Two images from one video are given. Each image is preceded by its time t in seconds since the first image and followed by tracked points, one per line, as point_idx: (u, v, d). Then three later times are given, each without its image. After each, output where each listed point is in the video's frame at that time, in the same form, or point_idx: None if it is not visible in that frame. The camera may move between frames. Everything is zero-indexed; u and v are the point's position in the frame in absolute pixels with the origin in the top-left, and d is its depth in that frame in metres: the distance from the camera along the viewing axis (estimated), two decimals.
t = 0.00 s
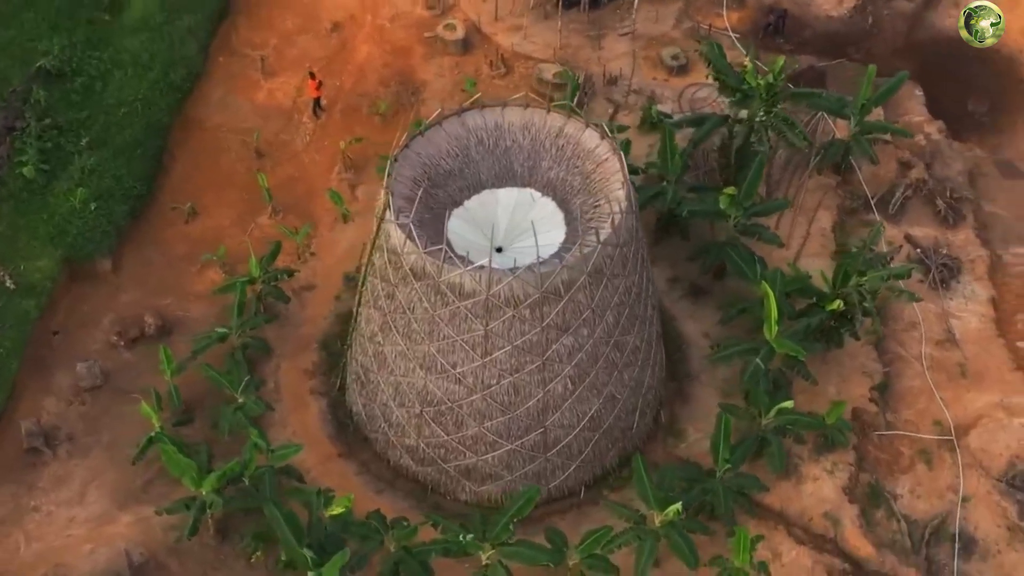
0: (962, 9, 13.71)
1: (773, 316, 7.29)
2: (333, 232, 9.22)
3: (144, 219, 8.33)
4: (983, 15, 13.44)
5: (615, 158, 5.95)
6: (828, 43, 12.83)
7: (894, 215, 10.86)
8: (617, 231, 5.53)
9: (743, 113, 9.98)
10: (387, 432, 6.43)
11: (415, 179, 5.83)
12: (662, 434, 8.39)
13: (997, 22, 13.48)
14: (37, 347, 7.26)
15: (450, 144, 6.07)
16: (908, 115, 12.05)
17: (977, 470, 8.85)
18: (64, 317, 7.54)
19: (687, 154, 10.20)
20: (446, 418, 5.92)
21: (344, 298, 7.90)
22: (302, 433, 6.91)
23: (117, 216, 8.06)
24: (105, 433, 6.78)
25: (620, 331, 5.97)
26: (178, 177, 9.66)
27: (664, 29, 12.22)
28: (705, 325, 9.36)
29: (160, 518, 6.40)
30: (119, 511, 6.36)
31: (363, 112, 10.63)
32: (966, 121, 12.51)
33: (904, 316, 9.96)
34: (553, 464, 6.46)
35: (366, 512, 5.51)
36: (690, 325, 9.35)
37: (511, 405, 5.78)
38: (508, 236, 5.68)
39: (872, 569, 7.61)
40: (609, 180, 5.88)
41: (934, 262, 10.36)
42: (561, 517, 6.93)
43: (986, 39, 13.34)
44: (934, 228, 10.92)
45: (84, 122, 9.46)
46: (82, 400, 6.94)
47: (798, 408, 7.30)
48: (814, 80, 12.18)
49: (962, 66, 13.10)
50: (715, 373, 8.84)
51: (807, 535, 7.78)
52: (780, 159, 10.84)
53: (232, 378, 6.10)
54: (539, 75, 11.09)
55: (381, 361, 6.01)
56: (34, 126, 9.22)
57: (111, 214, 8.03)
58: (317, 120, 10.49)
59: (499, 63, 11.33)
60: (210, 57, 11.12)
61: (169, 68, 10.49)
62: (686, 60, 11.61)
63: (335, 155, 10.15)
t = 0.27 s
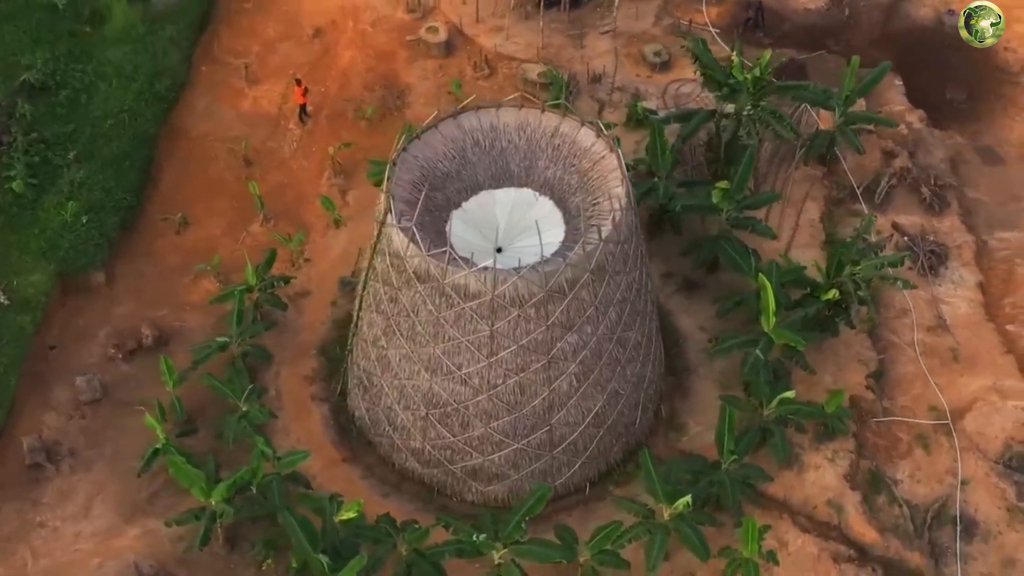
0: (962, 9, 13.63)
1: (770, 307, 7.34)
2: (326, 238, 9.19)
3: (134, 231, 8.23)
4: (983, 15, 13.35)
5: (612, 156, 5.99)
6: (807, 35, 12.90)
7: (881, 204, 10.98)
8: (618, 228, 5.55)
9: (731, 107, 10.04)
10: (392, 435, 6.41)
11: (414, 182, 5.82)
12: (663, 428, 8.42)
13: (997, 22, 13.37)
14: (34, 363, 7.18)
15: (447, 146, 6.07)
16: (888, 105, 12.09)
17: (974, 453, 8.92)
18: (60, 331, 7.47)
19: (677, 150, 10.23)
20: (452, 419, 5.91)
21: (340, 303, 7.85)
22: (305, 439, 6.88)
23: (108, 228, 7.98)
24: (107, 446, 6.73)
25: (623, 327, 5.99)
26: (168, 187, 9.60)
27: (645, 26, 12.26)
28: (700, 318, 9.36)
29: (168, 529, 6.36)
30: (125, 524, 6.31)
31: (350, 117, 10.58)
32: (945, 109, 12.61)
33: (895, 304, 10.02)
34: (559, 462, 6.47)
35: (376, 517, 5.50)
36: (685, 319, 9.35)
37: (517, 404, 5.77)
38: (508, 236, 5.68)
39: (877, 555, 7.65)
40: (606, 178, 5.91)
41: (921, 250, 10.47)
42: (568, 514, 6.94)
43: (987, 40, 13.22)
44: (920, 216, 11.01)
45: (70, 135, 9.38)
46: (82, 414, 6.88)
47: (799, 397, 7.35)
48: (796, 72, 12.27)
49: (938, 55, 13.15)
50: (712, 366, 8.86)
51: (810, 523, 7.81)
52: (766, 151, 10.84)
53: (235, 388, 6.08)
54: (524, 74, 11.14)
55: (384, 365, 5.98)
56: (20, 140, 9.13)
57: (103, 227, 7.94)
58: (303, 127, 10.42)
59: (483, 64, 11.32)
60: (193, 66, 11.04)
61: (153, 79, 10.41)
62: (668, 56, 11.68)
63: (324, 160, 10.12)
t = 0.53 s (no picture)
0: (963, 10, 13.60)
1: (768, 299, 7.40)
2: (320, 243, 9.16)
3: (126, 242, 8.17)
4: (983, 15, 13.31)
5: (608, 154, 6.02)
6: (788, 30, 12.99)
7: (868, 194, 11.05)
8: (618, 225, 5.57)
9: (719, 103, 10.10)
10: (396, 438, 6.40)
11: (413, 185, 5.81)
12: (664, 423, 8.44)
13: (997, 22, 13.31)
14: (33, 376, 7.12)
15: (444, 148, 6.07)
16: (871, 96, 12.09)
17: (971, 439, 8.99)
18: (57, 344, 7.41)
19: (667, 146, 10.27)
20: (457, 420, 5.90)
21: (337, 308, 7.82)
22: (309, 445, 6.87)
23: (102, 239, 7.93)
24: (110, 458, 6.69)
25: (625, 324, 6.01)
26: (159, 197, 9.55)
27: (627, 24, 12.29)
28: (696, 313, 9.38)
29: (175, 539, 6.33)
30: (131, 536, 6.28)
31: (338, 122, 10.55)
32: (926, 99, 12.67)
33: (886, 293, 10.09)
34: (564, 460, 6.48)
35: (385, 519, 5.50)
36: (681, 314, 9.36)
37: (522, 404, 5.78)
38: (507, 236, 5.69)
39: (881, 542, 7.69)
40: (604, 176, 5.94)
41: (911, 239, 10.52)
42: (573, 511, 6.96)
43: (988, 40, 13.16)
44: (908, 206, 11.09)
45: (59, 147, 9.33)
46: (83, 426, 6.83)
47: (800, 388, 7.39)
48: (780, 66, 12.27)
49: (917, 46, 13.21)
50: (710, 361, 8.89)
51: (814, 513, 7.82)
52: (754, 146, 10.98)
53: (237, 396, 6.07)
54: (510, 75, 11.15)
55: (388, 368, 5.97)
56: (9, 153, 9.06)
57: (96, 238, 7.91)
58: (292, 133, 10.40)
59: (468, 66, 11.31)
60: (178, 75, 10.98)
61: (140, 88, 10.35)
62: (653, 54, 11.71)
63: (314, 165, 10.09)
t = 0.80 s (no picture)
0: (963, 11, 13.57)
1: (766, 291, 7.49)
2: (314, 249, 9.13)
3: (119, 253, 8.10)
4: (985, 16, 13.26)
5: (605, 153, 6.05)
6: (769, 24, 13.05)
7: (855, 185, 11.10)
8: (619, 223, 5.59)
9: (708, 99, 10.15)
10: (401, 441, 6.39)
11: (412, 188, 5.80)
12: (665, 418, 8.46)
13: (998, 23, 13.25)
14: (32, 391, 7.07)
15: (441, 151, 6.07)
16: (854, 89, 12.14)
17: (967, 425, 9.06)
18: (55, 358, 7.35)
19: (657, 143, 10.30)
20: (462, 422, 5.90)
21: (334, 314, 7.80)
22: (313, 450, 6.85)
23: (95, 251, 7.87)
24: (113, 470, 6.66)
25: (626, 321, 6.02)
26: (151, 207, 9.50)
27: (610, 23, 12.32)
28: (691, 308, 9.39)
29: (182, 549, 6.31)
30: (139, 547, 6.26)
31: (326, 127, 10.51)
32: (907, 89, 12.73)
33: (877, 283, 10.14)
34: (569, 458, 6.49)
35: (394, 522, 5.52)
36: (677, 309, 9.37)
37: (528, 404, 5.78)
38: (507, 237, 5.72)
39: (884, 529, 7.74)
40: (601, 175, 5.97)
41: (899, 229, 10.57)
42: (579, 508, 6.97)
43: (989, 41, 13.13)
44: (895, 196, 11.14)
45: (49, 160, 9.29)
46: (84, 439, 6.78)
47: (800, 379, 7.46)
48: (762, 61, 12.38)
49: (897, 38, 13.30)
50: (707, 355, 8.92)
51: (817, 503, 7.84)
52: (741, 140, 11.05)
53: (240, 403, 6.06)
54: (496, 77, 11.17)
55: (391, 371, 5.95)
56: None
57: (90, 250, 7.85)
58: (280, 140, 10.34)
59: (454, 68, 11.30)
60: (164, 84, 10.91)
61: (127, 98, 10.28)
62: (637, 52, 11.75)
63: (305, 171, 10.06)
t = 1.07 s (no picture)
0: (963, 10, 13.45)
1: (763, 282, 7.53)
2: (308, 257, 9.10)
3: (113, 267, 8.03)
4: (983, 15, 13.14)
5: (602, 151, 6.08)
6: (747, 19, 13.13)
7: (841, 175, 11.18)
8: (620, 220, 5.61)
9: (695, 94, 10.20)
10: (407, 445, 6.38)
11: (412, 193, 5.79)
12: (667, 413, 8.49)
13: (997, 22, 13.15)
14: (33, 408, 7.00)
15: (439, 154, 6.06)
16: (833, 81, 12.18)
17: (963, 408, 9.15)
18: (53, 374, 7.28)
19: (646, 140, 10.33)
20: (470, 423, 5.89)
21: (332, 320, 7.77)
22: (319, 457, 6.83)
23: (90, 265, 7.82)
24: (119, 484, 6.62)
25: (629, 317, 6.05)
26: (143, 219, 9.44)
27: (591, 22, 12.35)
28: (687, 302, 9.42)
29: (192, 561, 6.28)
30: (148, 561, 6.23)
31: (314, 134, 10.48)
32: (885, 79, 12.82)
33: (868, 271, 10.20)
34: (575, 455, 6.51)
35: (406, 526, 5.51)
36: (673, 303, 9.39)
37: (535, 403, 5.78)
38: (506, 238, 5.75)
39: (888, 514, 7.80)
40: (599, 174, 6.00)
41: (887, 217, 10.60)
42: (586, 505, 6.98)
43: (986, 39, 13.07)
44: (880, 184, 11.23)
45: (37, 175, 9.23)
46: (88, 455, 6.74)
47: (800, 369, 7.51)
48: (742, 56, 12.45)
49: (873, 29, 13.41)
50: (705, 348, 8.95)
51: (821, 491, 7.87)
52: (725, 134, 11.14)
53: (246, 412, 6.03)
54: (482, 79, 11.17)
55: (397, 375, 5.93)
56: None
57: (84, 264, 7.80)
58: (268, 148, 10.32)
59: (438, 71, 11.29)
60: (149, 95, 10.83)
61: (114, 111, 10.21)
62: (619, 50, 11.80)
63: (295, 179, 10.03)
